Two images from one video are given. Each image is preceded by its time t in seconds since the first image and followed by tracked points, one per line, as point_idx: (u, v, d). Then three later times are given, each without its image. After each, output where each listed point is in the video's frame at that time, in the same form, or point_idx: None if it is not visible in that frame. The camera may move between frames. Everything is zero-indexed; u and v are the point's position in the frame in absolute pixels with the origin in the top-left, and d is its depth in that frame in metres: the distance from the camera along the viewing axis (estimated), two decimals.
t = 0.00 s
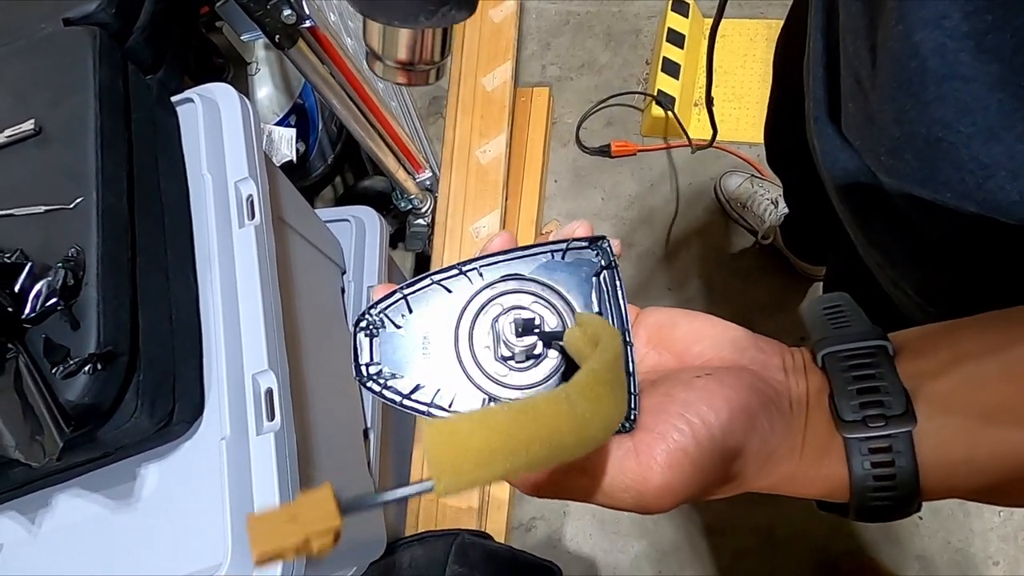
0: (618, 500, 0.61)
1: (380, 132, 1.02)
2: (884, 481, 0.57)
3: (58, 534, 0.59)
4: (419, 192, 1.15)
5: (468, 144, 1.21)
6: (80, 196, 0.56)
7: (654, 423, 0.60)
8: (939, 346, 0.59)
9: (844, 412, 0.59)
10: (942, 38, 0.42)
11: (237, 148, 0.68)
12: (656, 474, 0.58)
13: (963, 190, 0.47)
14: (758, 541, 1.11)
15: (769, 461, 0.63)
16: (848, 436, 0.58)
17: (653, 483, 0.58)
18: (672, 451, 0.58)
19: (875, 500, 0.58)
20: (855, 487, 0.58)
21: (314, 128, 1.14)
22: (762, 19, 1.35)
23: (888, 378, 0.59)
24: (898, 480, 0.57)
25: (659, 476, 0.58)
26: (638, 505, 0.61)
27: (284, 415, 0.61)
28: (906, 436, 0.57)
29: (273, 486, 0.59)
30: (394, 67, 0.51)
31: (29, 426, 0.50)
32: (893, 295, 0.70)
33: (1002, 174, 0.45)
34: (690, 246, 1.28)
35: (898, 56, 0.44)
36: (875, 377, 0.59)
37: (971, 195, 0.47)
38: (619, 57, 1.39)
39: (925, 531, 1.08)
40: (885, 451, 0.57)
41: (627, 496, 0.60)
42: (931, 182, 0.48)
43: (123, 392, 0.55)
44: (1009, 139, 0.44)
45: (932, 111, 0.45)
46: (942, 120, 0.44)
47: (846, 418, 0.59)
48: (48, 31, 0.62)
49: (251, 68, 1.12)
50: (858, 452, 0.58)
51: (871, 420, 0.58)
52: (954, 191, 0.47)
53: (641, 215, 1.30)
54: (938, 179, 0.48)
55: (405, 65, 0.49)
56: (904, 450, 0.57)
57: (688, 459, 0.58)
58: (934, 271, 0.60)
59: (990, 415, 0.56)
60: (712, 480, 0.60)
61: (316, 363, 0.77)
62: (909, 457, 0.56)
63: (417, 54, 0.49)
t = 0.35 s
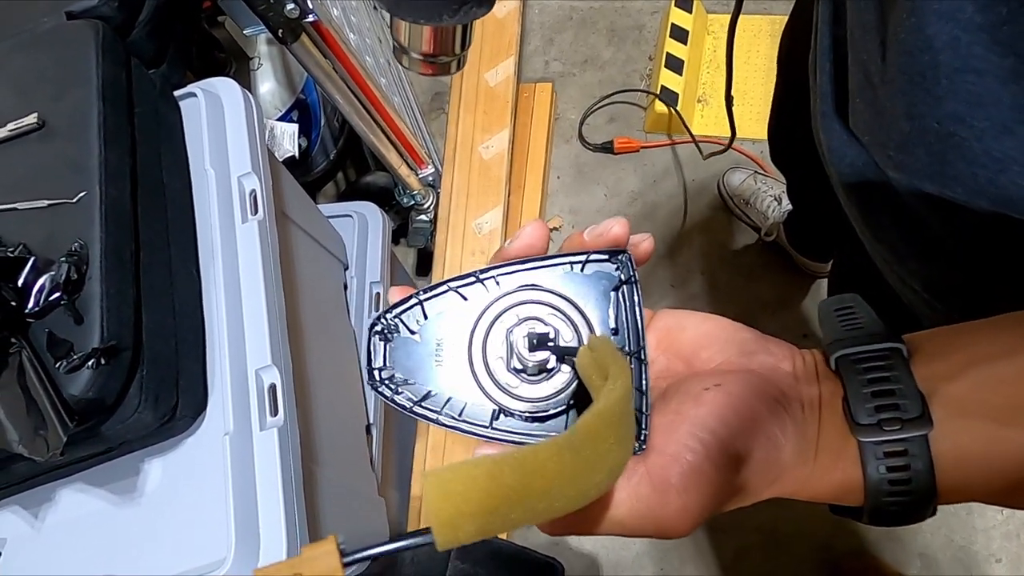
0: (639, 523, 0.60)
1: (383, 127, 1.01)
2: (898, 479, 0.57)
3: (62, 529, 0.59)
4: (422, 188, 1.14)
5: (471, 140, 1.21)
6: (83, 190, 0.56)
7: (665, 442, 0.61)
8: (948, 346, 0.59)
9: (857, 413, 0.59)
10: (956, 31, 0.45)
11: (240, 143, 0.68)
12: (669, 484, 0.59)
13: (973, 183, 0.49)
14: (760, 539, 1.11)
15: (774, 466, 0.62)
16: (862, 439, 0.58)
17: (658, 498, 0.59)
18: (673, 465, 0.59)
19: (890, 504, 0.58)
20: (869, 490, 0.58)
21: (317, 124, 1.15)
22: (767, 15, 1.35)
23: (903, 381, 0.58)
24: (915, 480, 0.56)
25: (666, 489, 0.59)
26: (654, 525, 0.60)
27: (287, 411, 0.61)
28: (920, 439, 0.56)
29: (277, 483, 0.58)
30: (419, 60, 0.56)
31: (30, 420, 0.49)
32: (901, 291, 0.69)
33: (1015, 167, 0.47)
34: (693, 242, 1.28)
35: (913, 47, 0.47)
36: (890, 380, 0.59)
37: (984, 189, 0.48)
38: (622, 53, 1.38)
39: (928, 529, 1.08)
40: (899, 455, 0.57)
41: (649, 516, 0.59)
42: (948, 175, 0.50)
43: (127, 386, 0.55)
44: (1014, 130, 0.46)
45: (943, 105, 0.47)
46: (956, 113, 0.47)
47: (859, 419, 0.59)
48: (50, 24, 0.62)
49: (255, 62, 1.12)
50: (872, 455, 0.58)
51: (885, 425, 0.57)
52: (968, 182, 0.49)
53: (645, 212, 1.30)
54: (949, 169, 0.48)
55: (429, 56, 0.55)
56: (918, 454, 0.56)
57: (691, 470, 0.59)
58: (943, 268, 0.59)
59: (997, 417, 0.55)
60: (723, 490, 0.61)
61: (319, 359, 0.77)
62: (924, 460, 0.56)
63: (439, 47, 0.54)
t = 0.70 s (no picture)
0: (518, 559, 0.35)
1: (379, 123, 1.01)
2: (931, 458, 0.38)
3: (59, 526, 0.59)
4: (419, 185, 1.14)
5: (468, 137, 1.21)
6: (80, 185, 0.56)
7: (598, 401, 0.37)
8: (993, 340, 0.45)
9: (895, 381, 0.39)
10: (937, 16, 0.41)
11: (237, 139, 0.67)
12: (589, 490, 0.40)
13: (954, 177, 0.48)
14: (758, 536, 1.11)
15: (805, 449, 0.35)
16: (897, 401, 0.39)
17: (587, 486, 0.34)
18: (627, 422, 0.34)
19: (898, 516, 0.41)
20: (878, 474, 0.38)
21: (314, 122, 1.13)
22: (763, 13, 1.35)
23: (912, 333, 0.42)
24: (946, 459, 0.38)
25: (631, 484, 0.34)
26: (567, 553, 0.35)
27: (285, 407, 0.61)
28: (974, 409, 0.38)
29: (275, 479, 0.59)
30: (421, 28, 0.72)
31: (28, 417, 0.49)
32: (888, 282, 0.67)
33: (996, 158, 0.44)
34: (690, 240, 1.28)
35: (893, 36, 0.43)
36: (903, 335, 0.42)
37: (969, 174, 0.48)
38: (620, 51, 1.38)
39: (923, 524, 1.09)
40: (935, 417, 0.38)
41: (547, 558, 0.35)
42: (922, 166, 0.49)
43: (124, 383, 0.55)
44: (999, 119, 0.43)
45: (924, 92, 0.44)
46: (935, 99, 0.43)
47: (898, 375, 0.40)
48: (46, 20, 0.62)
49: (251, 59, 1.12)
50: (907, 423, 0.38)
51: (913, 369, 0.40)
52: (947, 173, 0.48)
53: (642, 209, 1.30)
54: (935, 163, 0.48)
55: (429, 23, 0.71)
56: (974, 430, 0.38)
57: (680, 459, 0.34)
58: (925, 258, 0.57)
59: None
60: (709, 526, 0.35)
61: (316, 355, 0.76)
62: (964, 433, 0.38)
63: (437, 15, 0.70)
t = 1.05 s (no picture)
0: (521, 516, 0.43)
1: (374, 121, 1.01)
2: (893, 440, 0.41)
3: (51, 523, 0.59)
4: (414, 183, 1.15)
5: (464, 134, 1.21)
6: (72, 180, 0.55)
7: (578, 393, 0.42)
8: (972, 337, 0.45)
9: (873, 385, 0.42)
10: (925, 11, 0.43)
11: (230, 135, 0.67)
12: (593, 486, 0.42)
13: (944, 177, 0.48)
14: (753, 533, 1.11)
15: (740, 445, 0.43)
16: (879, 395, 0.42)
17: (597, 429, 0.42)
18: (618, 386, 0.42)
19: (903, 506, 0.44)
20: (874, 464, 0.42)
21: (309, 119, 1.14)
22: (758, 12, 1.35)
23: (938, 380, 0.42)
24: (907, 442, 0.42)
25: (611, 419, 0.42)
26: (554, 499, 0.42)
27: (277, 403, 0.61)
28: (955, 410, 0.41)
29: (268, 474, 0.59)
30: (414, 31, 0.67)
31: (19, 413, 0.49)
32: (877, 278, 0.68)
33: (984, 149, 0.45)
34: (685, 238, 1.28)
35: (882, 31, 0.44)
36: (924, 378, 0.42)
37: (956, 171, 0.47)
38: (616, 49, 1.38)
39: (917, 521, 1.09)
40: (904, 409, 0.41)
41: (544, 512, 0.42)
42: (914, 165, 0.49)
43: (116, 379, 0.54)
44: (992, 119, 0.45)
45: (915, 87, 0.46)
46: (926, 94, 0.45)
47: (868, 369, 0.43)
48: (39, 15, 0.62)
49: (246, 56, 1.12)
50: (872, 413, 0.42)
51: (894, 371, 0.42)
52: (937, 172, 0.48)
53: (637, 206, 1.30)
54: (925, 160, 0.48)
55: (423, 26, 0.65)
56: (968, 424, 0.41)
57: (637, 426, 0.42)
58: (918, 256, 0.59)
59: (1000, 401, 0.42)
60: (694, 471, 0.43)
61: (309, 352, 0.76)
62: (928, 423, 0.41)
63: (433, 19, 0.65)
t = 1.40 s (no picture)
0: (514, 506, 0.43)
1: (368, 117, 1.01)
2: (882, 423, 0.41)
3: (42, 519, 0.59)
4: (409, 179, 1.15)
5: (458, 131, 1.21)
6: (63, 175, 0.55)
7: (569, 381, 0.41)
8: (963, 320, 0.45)
9: (863, 367, 0.42)
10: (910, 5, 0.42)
11: (223, 130, 0.67)
12: (587, 474, 0.42)
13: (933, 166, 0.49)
14: (747, 529, 1.12)
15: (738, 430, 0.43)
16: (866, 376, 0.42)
17: (588, 417, 0.41)
18: (610, 374, 0.42)
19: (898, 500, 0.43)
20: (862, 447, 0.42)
21: (304, 115, 1.14)
22: (752, 9, 1.35)
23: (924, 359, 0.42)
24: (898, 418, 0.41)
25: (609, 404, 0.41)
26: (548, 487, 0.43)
27: (271, 399, 0.61)
28: (946, 390, 0.41)
29: (261, 469, 0.58)
30: (405, 28, 0.68)
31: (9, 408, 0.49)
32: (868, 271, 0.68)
33: (972, 141, 0.46)
34: (680, 235, 1.28)
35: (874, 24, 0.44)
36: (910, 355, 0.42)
37: (943, 162, 0.48)
38: (611, 46, 1.38)
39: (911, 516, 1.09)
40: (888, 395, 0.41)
41: (538, 500, 0.43)
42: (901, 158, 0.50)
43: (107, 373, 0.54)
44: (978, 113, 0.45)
45: (901, 80, 0.46)
46: (914, 88, 0.46)
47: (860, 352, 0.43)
48: (30, 9, 0.61)
49: (240, 52, 1.11)
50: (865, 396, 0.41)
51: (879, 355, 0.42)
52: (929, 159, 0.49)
53: (631, 203, 1.30)
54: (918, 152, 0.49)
55: (413, 23, 0.67)
56: (958, 406, 0.41)
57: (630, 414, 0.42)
58: (912, 248, 0.59)
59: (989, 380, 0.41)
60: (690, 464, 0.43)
61: (303, 348, 0.76)
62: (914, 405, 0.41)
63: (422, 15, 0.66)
